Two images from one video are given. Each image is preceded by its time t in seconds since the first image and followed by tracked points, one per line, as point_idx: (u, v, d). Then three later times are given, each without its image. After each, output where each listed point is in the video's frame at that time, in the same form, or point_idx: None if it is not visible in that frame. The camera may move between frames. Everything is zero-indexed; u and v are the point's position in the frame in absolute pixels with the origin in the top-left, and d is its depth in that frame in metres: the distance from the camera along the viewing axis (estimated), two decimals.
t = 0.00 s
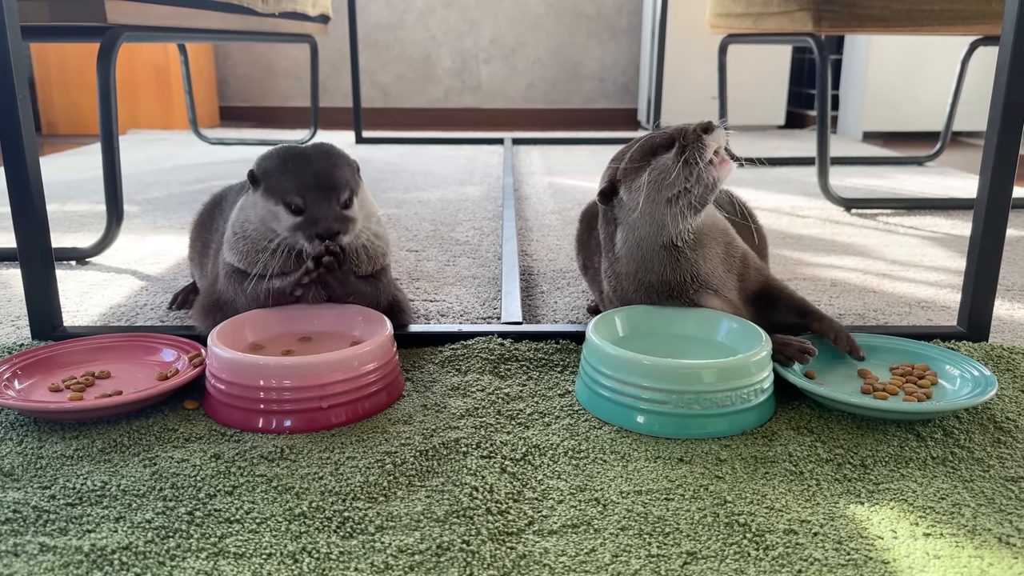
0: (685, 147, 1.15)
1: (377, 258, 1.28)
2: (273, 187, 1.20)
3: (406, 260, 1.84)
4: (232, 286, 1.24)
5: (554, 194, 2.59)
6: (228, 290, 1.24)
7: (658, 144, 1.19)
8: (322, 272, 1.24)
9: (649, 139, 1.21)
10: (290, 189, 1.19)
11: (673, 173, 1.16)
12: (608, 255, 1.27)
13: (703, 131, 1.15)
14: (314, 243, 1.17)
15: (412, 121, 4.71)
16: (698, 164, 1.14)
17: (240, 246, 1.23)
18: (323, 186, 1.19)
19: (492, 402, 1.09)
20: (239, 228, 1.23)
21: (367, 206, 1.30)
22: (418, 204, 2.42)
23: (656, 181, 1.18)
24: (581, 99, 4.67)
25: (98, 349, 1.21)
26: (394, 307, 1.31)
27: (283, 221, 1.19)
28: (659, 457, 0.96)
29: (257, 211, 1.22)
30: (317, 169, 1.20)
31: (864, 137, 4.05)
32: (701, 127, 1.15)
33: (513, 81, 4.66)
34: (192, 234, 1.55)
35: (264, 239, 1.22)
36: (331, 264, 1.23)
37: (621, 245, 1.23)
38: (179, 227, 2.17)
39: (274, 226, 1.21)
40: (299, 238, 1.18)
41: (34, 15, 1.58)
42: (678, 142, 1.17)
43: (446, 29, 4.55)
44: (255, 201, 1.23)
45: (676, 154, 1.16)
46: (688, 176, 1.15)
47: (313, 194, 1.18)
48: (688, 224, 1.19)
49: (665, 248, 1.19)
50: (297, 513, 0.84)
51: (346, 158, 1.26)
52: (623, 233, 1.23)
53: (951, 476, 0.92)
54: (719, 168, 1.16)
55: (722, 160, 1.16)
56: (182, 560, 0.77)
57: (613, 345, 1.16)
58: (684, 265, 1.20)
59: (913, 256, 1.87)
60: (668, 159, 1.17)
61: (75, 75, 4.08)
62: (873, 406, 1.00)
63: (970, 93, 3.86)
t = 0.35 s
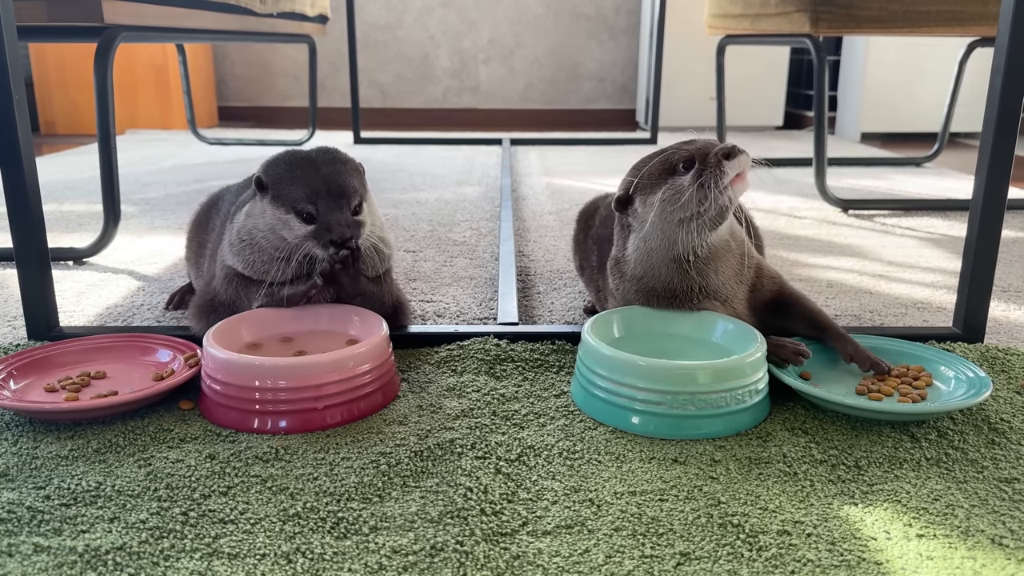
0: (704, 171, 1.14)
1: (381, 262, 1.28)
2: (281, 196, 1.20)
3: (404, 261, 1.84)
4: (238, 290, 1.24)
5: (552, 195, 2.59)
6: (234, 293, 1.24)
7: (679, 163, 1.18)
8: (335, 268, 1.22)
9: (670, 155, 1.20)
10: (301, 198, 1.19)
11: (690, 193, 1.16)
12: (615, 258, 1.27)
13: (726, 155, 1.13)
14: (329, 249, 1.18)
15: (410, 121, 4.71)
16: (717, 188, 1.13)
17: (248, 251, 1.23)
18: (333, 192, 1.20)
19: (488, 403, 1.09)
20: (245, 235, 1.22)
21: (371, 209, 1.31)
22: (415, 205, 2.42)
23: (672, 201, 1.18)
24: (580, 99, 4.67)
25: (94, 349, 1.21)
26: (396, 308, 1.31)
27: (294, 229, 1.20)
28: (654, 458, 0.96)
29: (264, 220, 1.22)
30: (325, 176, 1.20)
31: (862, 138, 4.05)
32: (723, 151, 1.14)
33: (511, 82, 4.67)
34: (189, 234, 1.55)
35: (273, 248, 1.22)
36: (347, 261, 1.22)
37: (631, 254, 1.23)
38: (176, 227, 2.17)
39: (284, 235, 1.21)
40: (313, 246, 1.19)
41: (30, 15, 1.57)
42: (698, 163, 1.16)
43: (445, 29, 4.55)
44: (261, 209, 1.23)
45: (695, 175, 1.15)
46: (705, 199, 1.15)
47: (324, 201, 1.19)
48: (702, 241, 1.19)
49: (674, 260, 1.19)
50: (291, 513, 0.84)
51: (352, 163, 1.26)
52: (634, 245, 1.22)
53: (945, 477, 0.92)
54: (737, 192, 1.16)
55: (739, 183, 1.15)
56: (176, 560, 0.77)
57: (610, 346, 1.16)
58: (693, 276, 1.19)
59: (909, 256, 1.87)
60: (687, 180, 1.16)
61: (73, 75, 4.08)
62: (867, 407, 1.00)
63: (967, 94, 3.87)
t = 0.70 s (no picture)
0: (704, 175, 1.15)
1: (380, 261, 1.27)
2: (279, 192, 1.21)
3: (403, 262, 1.84)
4: (240, 289, 1.24)
5: (551, 196, 2.59)
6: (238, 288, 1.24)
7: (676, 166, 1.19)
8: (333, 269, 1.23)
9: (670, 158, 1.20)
10: (296, 191, 1.20)
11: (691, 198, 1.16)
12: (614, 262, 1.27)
13: (726, 158, 1.13)
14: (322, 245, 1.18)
15: (410, 122, 4.71)
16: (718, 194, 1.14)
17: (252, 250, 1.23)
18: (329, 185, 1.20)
19: (487, 405, 1.09)
20: (247, 235, 1.23)
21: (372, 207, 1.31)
22: (415, 206, 2.42)
23: (672, 204, 1.18)
24: (579, 100, 4.67)
25: (93, 351, 1.21)
26: (397, 310, 1.30)
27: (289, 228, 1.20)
28: (653, 460, 0.96)
29: (263, 219, 1.22)
30: (323, 171, 1.21)
31: (861, 139, 4.06)
32: (724, 155, 1.14)
33: (511, 82, 4.67)
34: (188, 236, 1.55)
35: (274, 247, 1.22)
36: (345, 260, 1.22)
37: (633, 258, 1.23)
38: (175, 228, 2.17)
39: (283, 231, 1.21)
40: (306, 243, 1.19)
41: (31, 16, 1.58)
42: (698, 167, 1.16)
43: (444, 29, 4.56)
44: (261, 209, 1.23)
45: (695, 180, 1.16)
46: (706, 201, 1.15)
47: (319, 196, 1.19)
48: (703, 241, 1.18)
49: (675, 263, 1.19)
50: (291, 515, 0.84)
51: (352, 161, 1.27)
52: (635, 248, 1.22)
53: (943, 479, 0.92)
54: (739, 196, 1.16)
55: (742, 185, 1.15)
56: (177, 562, 0.77)
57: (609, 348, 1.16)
58: (692, 280, 1.19)
59: (908, 258, 1.87)
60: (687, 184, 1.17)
61: (73, 75, 4.08)
62: (866, 409, 1.01)
63: (966, 95, 3.88)
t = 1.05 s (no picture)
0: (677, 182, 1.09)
1: (384, 243, 1.31)
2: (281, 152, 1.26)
3: (402, 263, 1.84)
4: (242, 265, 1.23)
5: (550, 197, 2.60)
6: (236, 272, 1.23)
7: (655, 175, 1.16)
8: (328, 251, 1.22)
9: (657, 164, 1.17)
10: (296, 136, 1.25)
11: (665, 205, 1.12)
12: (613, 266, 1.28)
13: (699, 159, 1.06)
14: (323, 130, 1.16)
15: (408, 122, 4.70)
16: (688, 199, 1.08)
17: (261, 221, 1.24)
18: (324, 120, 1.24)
19: (486, 407, 1.09)
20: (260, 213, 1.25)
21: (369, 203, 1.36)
22: (413, 207, 2.42)
23: (650, 213, 1.15)
24: (577, 101, 4.68)
25: (92, 352, 1.21)
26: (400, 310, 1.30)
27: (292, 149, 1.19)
28: (651, 462, 0.97)
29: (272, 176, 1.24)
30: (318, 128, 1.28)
31: (859, 140, 4.06)
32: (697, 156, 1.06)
33: (509, 83, 4.67)
34: (186, 238, 1.55)
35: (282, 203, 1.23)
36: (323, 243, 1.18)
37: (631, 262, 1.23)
38: (174, 229, 2.17)
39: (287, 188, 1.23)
40: (308, 145, 1.17)
41: (29, 17, 1.58)
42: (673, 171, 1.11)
43: (443, 30, 4.56)
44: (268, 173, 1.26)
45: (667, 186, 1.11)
46: (677, 211, 1.10)
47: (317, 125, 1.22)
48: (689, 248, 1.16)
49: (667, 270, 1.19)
50: (290, 517, 0.84)
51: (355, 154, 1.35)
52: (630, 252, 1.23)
53: (941, 482, 0.92)
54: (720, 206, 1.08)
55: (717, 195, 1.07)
56: (176, 564, 0.77)
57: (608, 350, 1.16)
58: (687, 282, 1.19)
59: (906, 260, 1.88)
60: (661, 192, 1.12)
61: (71, 75, 4.08)
62: (864, 411, 1.01)
63: (964, 97, 3.89)
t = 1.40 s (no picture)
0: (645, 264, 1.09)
1: (382, 240, 1.32)
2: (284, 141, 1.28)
3: (395, 265, 1.84)
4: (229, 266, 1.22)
5: (545, 199, 2.59)
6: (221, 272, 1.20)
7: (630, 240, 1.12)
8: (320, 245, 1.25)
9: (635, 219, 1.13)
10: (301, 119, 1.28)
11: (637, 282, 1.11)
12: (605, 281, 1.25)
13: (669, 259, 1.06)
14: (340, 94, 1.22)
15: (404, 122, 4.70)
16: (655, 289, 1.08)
17: (263, 206, 1.24)
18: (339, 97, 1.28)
19: (478, 409, 1.08)
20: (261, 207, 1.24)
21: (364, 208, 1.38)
22: (408, 208, 2.42)
23: (622, 285, 1.14)
24: (573, 102, 4.68)
25: (83, 354, 1.21)
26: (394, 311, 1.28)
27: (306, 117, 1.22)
28: (642, 465, 0.97)
29: (278, 156, 1.25)
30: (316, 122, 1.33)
31: (854, 142, 4.07)
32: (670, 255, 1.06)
33: (505, 84, 4.67)
34: (177, 240, 1.55)
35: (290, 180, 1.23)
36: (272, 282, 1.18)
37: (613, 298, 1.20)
38: (168, 230, 2.16)
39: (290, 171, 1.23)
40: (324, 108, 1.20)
41: (22, 18, 1.57)
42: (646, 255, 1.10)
43: (439, 30, 4.56)
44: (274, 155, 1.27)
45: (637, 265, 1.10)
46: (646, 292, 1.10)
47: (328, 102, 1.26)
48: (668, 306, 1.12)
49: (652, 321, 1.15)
50: (279, 521, 0.84)
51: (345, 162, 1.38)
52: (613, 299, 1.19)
53: (931, 485, 0.92)
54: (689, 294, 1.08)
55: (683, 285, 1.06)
56: (165, 568, 0.77)
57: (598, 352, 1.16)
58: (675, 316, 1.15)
59: (899, 262, 1.88)
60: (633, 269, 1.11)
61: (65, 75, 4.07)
62: (855, 414, 1.01)
63: (959, 99, 3.89)
